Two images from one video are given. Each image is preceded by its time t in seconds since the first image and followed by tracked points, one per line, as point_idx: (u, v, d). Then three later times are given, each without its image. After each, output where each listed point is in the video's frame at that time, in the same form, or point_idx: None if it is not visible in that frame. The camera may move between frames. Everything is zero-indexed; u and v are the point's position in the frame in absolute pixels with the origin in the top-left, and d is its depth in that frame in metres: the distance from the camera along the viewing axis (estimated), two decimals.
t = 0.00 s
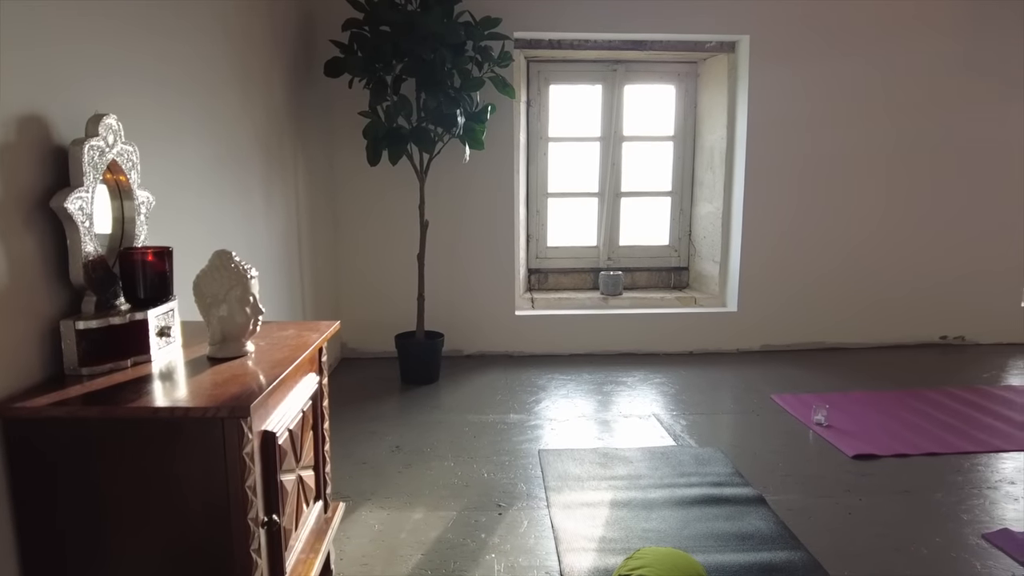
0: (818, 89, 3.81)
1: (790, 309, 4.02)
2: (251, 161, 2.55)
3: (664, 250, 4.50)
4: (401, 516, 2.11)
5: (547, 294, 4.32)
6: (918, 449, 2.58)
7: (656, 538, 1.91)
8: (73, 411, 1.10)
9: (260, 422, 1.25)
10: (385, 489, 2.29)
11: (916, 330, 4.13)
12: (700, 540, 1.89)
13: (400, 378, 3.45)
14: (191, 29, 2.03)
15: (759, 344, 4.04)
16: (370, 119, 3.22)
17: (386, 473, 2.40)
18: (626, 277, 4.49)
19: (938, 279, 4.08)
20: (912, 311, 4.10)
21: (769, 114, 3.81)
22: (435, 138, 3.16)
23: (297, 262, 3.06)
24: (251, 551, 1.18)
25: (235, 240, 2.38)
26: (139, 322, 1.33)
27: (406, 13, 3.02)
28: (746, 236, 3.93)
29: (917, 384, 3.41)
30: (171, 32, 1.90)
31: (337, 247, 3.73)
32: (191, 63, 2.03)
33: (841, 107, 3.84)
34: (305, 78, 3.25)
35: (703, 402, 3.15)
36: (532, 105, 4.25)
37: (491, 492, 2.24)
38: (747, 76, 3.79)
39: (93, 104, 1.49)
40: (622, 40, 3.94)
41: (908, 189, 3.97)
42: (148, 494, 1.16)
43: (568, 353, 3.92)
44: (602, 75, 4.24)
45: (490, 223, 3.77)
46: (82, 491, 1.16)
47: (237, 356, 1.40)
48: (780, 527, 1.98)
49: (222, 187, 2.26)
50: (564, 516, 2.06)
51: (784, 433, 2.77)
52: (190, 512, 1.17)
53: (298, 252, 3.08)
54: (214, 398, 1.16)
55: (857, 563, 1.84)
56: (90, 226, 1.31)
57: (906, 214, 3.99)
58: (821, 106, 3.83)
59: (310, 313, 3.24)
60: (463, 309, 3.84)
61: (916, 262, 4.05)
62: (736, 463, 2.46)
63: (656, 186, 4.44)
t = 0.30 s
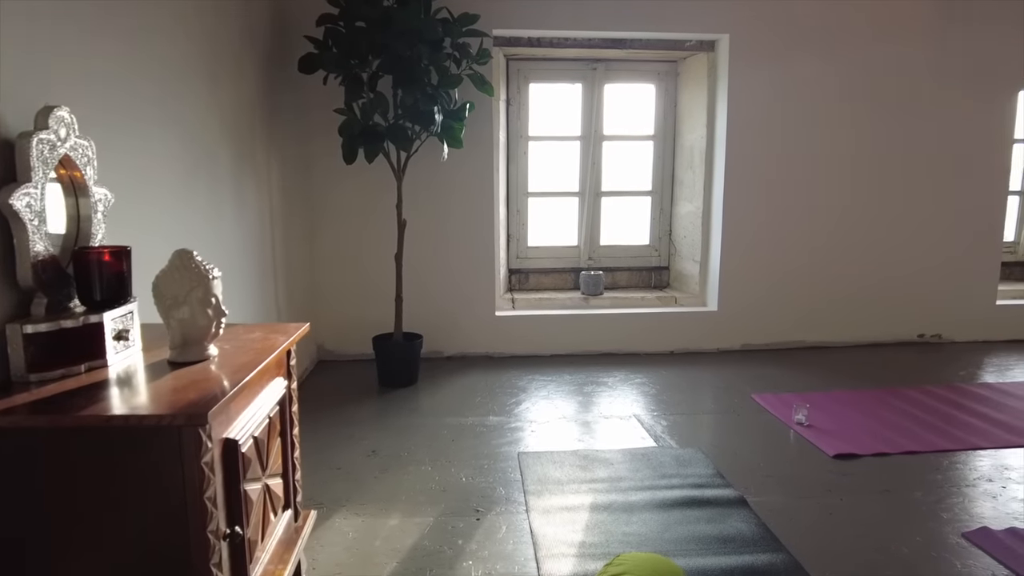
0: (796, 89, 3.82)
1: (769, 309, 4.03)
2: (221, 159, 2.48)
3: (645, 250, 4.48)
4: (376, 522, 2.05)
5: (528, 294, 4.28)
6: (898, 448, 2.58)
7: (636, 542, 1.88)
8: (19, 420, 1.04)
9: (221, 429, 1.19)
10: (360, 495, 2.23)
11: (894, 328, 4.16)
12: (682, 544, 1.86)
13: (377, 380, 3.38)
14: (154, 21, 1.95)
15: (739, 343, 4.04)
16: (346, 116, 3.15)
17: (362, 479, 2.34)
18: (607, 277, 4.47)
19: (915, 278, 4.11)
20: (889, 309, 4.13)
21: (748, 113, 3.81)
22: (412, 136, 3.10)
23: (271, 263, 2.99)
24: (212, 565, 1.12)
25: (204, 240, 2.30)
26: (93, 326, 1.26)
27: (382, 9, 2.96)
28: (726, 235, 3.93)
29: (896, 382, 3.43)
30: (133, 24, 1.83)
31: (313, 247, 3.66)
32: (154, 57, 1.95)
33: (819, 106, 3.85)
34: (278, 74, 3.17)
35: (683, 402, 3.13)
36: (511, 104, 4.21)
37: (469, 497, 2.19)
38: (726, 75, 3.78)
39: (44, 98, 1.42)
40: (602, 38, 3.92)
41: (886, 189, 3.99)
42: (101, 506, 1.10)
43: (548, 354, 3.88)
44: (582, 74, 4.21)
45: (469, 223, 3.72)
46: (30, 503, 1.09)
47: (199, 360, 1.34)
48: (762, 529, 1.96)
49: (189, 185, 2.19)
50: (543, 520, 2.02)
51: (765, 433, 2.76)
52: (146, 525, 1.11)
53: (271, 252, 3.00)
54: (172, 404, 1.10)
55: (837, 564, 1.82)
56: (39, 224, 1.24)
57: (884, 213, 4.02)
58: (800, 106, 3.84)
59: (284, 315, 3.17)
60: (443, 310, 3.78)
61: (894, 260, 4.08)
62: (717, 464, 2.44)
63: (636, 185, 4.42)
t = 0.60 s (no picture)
0: (774, 88, 3.81)
1: (748, 308, 4.02)
2: (186, 156, 2.39)
3: (624, 249, 4.45)
4: (348, 532, 1.98)
5: (507, 295, 4.22)
6: (877, 447, 2.58)
7: (616, 549, 1.83)
8: None
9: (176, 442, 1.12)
10: (332, 504, 2.16)
11: (870, 327, 4.19)
12: (662, 550, 1.82)
13: (352, 384, 3.31)
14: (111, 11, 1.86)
15: (718, 343, 4.03)
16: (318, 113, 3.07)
17: (334, 487, 2.27)
18: (586, 277, 4.43)
19: (891, 277, 4.14)
20: (866, 308, 4.15)
21: (726, 112, 3.80)
22: (386, 133, 3.03)
23: (240, 264, 2.90)
24: None
25: (167, 240, 2.21)
26: (36, 333, 1.18)
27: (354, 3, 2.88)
28: (704, 234, 3.91)
29: (873, 381, 3.44)
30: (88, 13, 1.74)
31: (285, 248, 3.57)
32: (111, 49, 1.86)
33: (796, 105, 3.85)
34: (248, 70, 3.08)
35: (663, 403, 3.10)
36: (489, 102, 4.15)
37: (444, 505, 2.13)
38: (704, 74, 3.76)
39: None
40: (580, 36, 3.82)
41: (862, 188, 4.01)
42: (41, 528, 1.02)
43: (527, 356, 3.83)
44: (560, 72, 4.17)
45: (446, 222, 3.66)
46: None
47: (154, 368, 1.27)
48: (743, 534, 1.93)
49: (151, 184, 2.10)
50: (520, 528, 1.96)
51: (745, 434, 2.74)
52: (91, 547, 1.03)
53: (240, 253, 2.91)
54: (121, 416, 1.02)
55: (819, 568, 1.80)
56: None
57: (860, 212, 4.03)
58: (777, 105, 3.83)
59: (255, 317, 3.07)
60: (419, 311, 3.72)
61: (870, 260, 4.10)
62: (697, 466, 2.41)
63: (615, 184, 4.39)
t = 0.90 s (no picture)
0: (748, 89, 3.83)
1: (723, 307, 4.03)
2: (148, 154, 2.30)
3: (600, 249, 4.44)
4: (318, 542, 1.93)
5: (482, 296, 4.18)
6: (850, 446, 2.59)
7: (590, 554, 1.81)
8: None
9: (127, 454, 1.07)
10: (301, 512, 2.10)
11: (842, 325, 4.23)
12: (638, 554, 1.80)
13: (324, 388, 3.24)
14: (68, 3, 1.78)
15: (694, 342, 4.04)
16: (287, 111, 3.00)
17: (304, 494, 2.21)
18: (562, 278, 4.41)
19: (863, 276, 4.18)
20: (839, 307, 4.19)
21: (701, 112, 3.80)
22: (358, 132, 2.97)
23: (207, 265, 2.82)
24: None
25: (129, 242, 2.13)
26: None
27: None
28: (680, 234, 3.91)
29: (846, 379, 3.47)
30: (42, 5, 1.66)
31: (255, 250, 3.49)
32: (67, 42, 1.78)
33: (770, 105, 3.87)
34: (215, 67, 3.00)
35: (639, 403, 3.09)
36: (463, 100, 4.11)
37: (417, 512, 2.08)
38: (679, 74, 3.76)
39: None
40: (554, 35, 3.79)
41: (834, 188, 4.05)
42: None
43: (503, 357, 3.80)
44: (535, 71, 4.14)
45: (420, 223, 3.61)
46: None
47: (106, 377, 1.20)
48: (719, 536, 1.91)
49: (111, 183, 2.03)
50: (495, 533, 1.93)
51: (720, 434, 2.73)
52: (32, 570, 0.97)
53: (207, 254, 2.83)
54: (65, 429, 0.97)
55: (795, 570, 1.79)
56: None
57: (832, 212, 4.07)
58: (751, 105, 3.85)
59: (223, 321, 2.99)
60: (394, 313, 3.66)
61: (843, 259, 4.14)
62: (673, 468, 2.39)
63: (590, 184, 4.37)
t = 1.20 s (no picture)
0: (721, 92, 3.86)
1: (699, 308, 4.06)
2: (112, 156, 2.24)
3: (577, 251, 4.43)
4: (288, 552, 1.88)
5: (459, 298, 4.15)
6: (824, 446, 2.61)
7: (565, 559, 1.79)
8: None
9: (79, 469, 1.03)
10: (271, 521, 2.05)
11: (816, 325, 4.28)
12: (613, 559, 1.79)
13: (297, 393, 3.19)
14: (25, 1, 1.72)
15: (670, 343, 4.05)
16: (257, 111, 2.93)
17: (274, 503, 2.16)
18: (539, 279, 4.39)
19: (835, 276, 4.24)
20: (812, 307, 4.24)
21: (675, 114, 3.82)
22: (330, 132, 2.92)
23: (176, 269, 2.76)
24: None
25: (92, 246, 2.06)
26: None
27: None
28: (655, 235, 3.92)
29: (820, 379, 3.51)
30: None
31: (226, 253, 3.42)
32: (24, 41, 1.72)
33: (743, 108, 3.91)
34: (183, 67, 2.93)
35: (616, 405, 3.09)
36: (438, 101, 4.07)
37: (391, 519, 2.05)
38: (654, 76, 3.78)
39: None
40: (529, 35, 3.77)
41: (807, 189, 4.09)
42: None
43: (480, 360, 3.77)
44: (510, 72, 4.13)
45: (395, 224, 3.57)
46: None
47: (59, 389, 1.16)
48: (694, 539, 1.91)
49: (72, 186, 1.96)
50: (469, 540, 1.90)
51: (696, 436, 2.74)
52: None
53: (175, 258, 2.76)
54: (10, 445, 0.93)
55: (770, 572, 1.79)
56: None
57: (805, 213, 4.12)
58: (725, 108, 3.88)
59: (192, 326, 2.93)
60: (369, 316, 3.62)
61: (815, 260, 4.19)
62: (648, 470, 2.39)
63: (566, 186, 4.37)
